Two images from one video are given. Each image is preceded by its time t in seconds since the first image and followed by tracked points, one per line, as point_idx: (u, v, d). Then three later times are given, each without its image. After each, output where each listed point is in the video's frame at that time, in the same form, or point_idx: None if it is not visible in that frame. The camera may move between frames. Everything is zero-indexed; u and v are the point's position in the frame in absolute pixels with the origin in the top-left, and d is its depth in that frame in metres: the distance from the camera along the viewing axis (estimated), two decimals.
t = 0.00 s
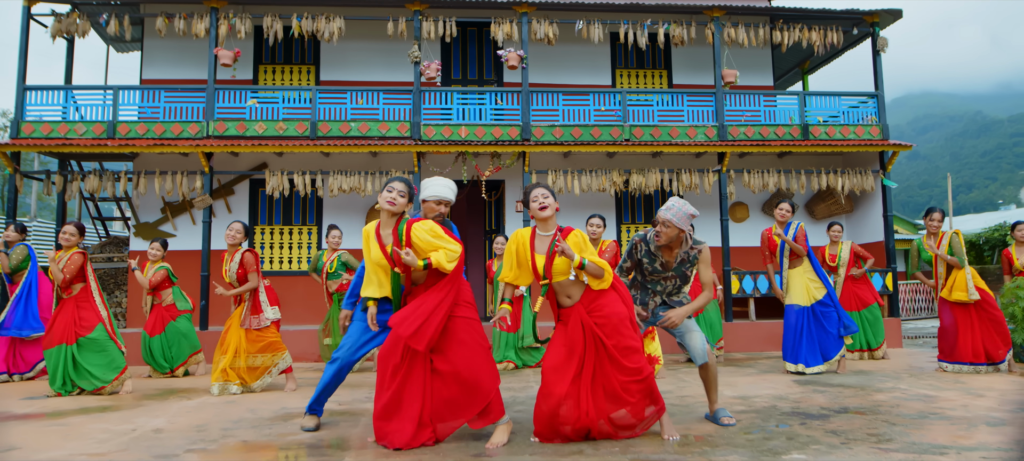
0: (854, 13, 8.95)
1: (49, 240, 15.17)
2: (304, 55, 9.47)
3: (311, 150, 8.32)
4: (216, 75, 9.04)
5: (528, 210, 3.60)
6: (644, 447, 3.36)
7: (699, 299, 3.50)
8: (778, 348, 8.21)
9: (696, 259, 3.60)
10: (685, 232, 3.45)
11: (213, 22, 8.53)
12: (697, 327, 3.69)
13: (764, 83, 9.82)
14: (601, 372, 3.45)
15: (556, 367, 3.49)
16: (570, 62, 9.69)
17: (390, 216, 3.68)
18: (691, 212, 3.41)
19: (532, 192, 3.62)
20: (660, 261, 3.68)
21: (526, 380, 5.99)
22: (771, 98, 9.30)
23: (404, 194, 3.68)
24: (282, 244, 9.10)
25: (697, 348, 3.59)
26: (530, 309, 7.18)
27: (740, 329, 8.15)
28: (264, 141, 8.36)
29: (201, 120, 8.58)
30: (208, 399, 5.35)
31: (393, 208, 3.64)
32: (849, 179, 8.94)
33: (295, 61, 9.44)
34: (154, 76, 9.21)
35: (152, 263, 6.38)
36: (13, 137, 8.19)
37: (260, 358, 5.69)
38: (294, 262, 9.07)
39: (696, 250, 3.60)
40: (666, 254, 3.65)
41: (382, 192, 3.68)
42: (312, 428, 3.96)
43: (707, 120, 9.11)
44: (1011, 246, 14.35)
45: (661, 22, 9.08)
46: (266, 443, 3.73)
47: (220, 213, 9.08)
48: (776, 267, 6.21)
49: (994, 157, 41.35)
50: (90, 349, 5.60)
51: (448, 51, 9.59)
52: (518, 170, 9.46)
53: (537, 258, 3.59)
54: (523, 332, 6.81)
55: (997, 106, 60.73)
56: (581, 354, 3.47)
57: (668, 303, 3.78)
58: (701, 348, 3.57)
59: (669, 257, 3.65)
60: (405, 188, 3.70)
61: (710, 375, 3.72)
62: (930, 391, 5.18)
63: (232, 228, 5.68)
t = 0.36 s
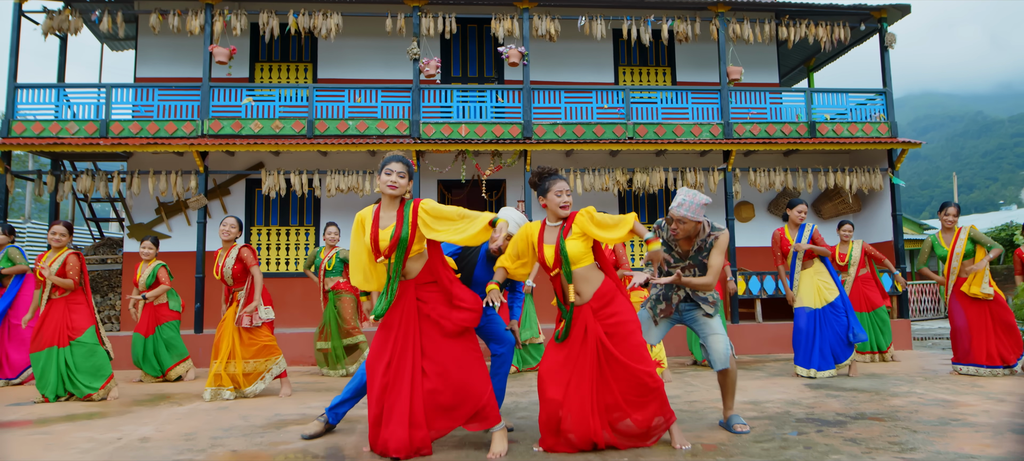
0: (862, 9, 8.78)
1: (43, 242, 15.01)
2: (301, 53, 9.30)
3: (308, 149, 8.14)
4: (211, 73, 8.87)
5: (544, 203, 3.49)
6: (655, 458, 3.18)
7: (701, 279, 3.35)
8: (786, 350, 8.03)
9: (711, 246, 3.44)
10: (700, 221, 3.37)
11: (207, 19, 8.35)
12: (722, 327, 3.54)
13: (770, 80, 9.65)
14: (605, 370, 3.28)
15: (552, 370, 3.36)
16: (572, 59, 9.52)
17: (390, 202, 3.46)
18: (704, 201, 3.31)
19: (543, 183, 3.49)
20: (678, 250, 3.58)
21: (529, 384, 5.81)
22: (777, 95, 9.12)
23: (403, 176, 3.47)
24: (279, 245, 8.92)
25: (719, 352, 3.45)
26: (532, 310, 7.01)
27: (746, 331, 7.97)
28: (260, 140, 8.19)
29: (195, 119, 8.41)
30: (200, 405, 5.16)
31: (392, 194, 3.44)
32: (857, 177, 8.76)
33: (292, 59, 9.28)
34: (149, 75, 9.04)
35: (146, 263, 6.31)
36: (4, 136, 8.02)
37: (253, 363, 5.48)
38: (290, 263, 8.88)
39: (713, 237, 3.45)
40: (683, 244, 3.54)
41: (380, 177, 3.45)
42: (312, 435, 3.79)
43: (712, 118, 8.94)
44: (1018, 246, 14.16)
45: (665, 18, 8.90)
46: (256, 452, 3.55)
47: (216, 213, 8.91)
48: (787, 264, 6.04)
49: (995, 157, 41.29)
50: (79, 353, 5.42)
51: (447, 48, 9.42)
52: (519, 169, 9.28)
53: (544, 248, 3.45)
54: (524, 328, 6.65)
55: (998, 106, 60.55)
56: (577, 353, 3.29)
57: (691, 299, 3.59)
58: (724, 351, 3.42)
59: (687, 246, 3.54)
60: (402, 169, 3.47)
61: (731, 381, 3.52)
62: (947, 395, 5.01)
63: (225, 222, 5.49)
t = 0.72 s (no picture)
0: (869, 5, 8.62)
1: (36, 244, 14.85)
2: (298, 50, 9.14)
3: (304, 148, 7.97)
4: (206, 71, 8.70)
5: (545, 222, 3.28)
6: None
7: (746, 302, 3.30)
8: (793, 353, 7.85)
9: (736, 254, 3.33)
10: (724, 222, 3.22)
11: (202, 15, 8.18)
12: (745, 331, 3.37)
13: (775, 78, 9.48)
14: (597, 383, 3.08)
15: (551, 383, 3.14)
16: (574, 57, 9.35)
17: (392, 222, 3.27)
18: (733, 202, 3.20)
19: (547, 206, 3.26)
20: (697, 257, 3.43)
21: (531, 389, 5.63)
22: (782, 93, 8.95)
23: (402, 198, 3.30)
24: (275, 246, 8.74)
25: (741, 357, 3.28)
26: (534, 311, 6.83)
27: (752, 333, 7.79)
28: (256, 139, 8.01)
29: (189, 117, 8.24)
30: (190, 411, 4.98)
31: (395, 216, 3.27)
32: (864, 177, 8.58)
33: (288, 56, 9.11)
34: (143, 73, 8.87)
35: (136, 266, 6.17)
36: None
37: (240, 371, 5.28)
38: (287, 265, 8.68)
39: (736, 245, 3.34)
40: (704, 249, 3.41)
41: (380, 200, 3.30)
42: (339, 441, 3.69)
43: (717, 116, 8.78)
44: None
45: (668, 15, 8.74)
46: None
47: (211, 214, 8.73)
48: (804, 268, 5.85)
49: (995, 158, 41.14)
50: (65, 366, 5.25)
51: (447, 45, 9.25)
52: (520, 168, 9.11)
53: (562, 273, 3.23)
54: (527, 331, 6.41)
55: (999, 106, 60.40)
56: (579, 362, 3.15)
57: (711, 307, 3.48)
58: (747, 357, 3.25)
59: (707, 252, 3.40)
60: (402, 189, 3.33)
61: (755, 388, 3.42)
62: (964, 401, 4.83)
63: (222, 229, 5.38)
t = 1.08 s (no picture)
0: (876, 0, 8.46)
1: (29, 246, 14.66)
2: (294, 47, 8.98)
3: (300, 146, 7.80)
4: (200, 67, 8.53)
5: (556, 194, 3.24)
6: None
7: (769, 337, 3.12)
8: (800, 355, 7.68)
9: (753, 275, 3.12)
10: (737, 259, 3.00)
11: (195, 11, 8.01)
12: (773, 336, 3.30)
13: (780, 75, 9.32)
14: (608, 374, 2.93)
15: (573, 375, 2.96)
16: (575, 54, 9.18)
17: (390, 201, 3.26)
18: (741, 236, 2.95)
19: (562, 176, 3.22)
20: (713, 283, 3.24)
21: (533, 393, 5.46)
22: (787, 90, 8.78)
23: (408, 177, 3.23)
24: (270, 246, 8.55)
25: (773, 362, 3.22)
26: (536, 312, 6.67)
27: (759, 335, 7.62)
28: (251, 137, 7.84)
29: (183, 115, 8.06)
30: (180, 417, 4.80)
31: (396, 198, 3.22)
32: (871, 175, 8.42)
33: (284, 53, 8.94)
34: (136, 70, 8.70)
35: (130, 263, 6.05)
36: None
37: (251, 379, 5.08)
38: (283, 265, 8.50)
39: (752, 265, 3.11)
40: (718, 277, 3.20)
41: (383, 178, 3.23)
42: (351, 455, 3.43)
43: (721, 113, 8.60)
44: None
45: (671, 10, 8.57)
46: None
47: (205, 214, 8.56)
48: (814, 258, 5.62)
49: (995, 158, 41.00)
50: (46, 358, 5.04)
51: (446, 42, 9.08)
52: (520, 167, 8.94)
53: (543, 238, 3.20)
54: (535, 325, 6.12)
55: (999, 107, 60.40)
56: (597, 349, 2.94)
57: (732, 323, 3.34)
58: (780, 360, 3.19)
59: (723, 277, 3.20)
60: (407, 171, 3.22)
61: (781, 394, 3.30)
62: (982, 406, 4.66)
63: (219, 227, 5.20)
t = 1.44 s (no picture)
0: None
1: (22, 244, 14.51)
2: (290, 40, 8.81)
3: (295, 140, 7.64)
4: (193, 60, 8.36)
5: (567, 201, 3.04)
6: None
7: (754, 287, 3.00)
8: (806, 353, 7.53)
9: (769, 240, 3.09)
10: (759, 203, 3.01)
11: (189, 2, 7.84)
12: (784, 331, 3.16)
13: (784, 69, 9.16)
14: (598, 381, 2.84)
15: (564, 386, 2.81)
16: (576, 47, 9.02)
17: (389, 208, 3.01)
18: (766, 180, 3.00)
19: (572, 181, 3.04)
20: (729, 243, 3.20)
21: (533, 392, 5.31)
22: (792, 83, 8.62)
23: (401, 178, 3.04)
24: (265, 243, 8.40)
25: (786, 360, 3.08)
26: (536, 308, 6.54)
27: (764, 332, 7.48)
28: (245, 131, 7.67)
29: (176, 109, 7.90)
30: (169, 419, 4.65)
31: (394, 199, 3.00)
32: (878, 170, 8.26)
33: (280, 46, 8.78)
34: (128, 63, 8.53)
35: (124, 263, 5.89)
36: None
37: (235, 375, 4.97)
38: (279, 262, 8.34)
39: (771, 229, 3.10)
40: (737, 230, 3.17)
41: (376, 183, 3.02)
42: (322, 457, 3.20)
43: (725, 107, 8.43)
44: None
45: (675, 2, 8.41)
46: None
47: (199, 209, 8.40)
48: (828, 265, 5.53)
49: (994, 154, 40.89)
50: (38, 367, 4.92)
51: (444, 34, 8.91)
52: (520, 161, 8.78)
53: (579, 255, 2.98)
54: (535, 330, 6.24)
55: (998, 104, 60.34)
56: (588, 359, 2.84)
57: (744, 304, 3.20)
58: (793, 360, 3.05)
59: (740, 237, 3.17)
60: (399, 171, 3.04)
61: (797, 394, 3.15)
62: (998, 406, 4.50)
63: (212, 223, 4.98)
